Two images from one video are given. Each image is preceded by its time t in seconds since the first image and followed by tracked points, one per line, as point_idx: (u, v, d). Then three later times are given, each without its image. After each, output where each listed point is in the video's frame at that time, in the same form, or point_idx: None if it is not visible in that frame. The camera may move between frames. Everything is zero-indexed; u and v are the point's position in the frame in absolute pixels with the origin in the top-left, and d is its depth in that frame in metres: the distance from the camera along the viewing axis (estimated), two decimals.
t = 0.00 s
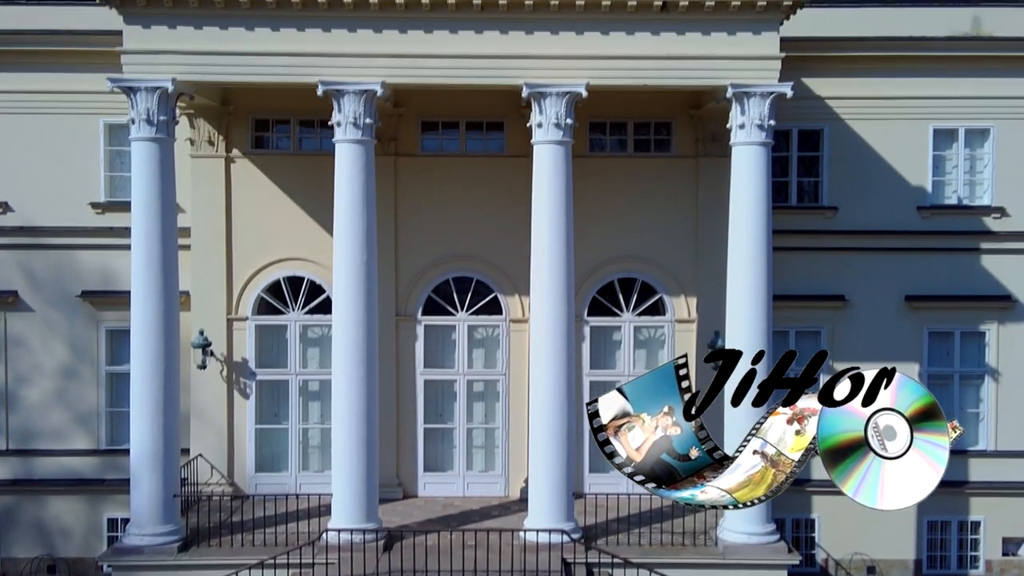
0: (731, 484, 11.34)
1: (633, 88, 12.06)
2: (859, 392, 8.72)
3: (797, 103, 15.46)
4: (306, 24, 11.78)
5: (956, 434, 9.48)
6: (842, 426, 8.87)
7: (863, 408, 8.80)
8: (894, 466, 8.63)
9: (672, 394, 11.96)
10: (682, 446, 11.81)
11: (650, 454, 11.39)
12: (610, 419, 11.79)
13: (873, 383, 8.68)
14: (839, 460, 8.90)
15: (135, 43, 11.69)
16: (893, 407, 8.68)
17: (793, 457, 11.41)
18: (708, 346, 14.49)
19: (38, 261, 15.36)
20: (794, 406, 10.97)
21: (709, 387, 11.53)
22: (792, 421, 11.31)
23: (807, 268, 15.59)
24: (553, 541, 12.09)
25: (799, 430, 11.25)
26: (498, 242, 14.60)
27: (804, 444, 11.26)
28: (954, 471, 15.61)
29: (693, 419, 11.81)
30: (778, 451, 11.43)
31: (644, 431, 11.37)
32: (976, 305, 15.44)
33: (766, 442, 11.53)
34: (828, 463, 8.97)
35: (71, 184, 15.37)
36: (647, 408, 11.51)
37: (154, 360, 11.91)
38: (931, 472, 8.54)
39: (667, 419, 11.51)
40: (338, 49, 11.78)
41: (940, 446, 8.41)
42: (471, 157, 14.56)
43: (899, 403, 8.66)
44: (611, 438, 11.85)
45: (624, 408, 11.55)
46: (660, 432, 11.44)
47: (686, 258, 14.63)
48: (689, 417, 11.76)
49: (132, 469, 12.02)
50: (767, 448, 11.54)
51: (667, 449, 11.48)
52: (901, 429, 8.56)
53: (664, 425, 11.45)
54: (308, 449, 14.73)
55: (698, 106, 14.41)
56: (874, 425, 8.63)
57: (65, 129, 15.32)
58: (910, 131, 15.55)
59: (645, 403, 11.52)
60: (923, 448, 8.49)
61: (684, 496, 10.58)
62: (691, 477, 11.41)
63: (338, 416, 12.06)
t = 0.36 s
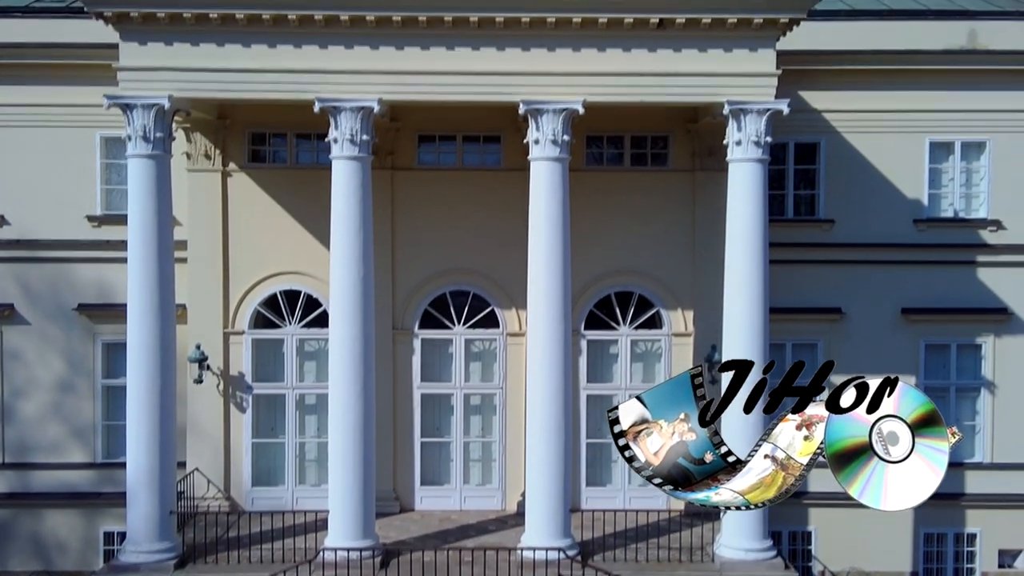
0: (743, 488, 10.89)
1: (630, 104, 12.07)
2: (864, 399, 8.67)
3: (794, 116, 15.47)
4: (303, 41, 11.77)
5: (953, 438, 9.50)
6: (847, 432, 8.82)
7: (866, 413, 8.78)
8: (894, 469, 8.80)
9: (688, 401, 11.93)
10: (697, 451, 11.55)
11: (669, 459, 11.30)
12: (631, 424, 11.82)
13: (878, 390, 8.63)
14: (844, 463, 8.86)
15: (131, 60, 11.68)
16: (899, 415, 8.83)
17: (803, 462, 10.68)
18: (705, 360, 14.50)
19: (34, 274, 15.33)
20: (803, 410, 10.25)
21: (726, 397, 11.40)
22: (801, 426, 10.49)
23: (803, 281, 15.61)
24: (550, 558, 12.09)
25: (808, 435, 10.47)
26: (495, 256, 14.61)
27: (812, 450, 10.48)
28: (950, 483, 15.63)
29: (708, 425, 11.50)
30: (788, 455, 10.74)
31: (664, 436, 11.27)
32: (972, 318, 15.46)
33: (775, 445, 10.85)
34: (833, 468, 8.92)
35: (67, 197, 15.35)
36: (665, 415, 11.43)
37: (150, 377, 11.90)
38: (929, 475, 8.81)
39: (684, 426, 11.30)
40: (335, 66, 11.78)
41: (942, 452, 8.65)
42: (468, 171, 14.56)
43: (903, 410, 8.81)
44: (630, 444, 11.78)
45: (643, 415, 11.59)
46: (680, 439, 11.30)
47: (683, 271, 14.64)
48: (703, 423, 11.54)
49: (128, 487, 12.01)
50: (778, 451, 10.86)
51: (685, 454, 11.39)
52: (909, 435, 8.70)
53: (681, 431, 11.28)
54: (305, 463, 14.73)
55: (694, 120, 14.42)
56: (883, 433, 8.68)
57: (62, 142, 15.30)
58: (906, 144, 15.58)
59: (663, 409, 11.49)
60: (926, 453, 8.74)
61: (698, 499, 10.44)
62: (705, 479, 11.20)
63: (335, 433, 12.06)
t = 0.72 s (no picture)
0: (754, 488, 11.94)
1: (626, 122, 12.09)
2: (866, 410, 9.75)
3: (791, 130, 15.50)
4: (300, 59, 11.77)
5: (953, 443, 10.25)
6: (851, 437, 9.86)
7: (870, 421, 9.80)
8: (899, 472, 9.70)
9: (703, 408, 12.54)
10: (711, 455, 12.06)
11: (683, 462, 11.93)
12: (648, 427, 12.65)
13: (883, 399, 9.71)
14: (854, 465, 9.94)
15: (129, 78, 11.67)
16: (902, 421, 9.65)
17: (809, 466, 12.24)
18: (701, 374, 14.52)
19: (31, 289, 15.32)
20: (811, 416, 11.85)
21: (737, 405, 11.94)
22: (809, 431, 12.01)
23: (800, 295, 15.63)
24: None
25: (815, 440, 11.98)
26: (492, 270, 14.61)
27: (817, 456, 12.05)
28: (947, 497, 15.64)
29: (722, 432, 12.07)
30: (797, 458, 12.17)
31: (678, 440, 11.96)
32: (968, 331, 15.49)
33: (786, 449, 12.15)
34: (839, 469, 10.05)
35: (64, 211, 15.33)
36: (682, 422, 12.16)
37: (147, 395, 11.89)
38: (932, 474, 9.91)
39: (701, 433, 11.96)
40: (332, 84, 11.79)
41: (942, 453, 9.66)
42: (465, 186, 14.56)
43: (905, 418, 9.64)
44: (648, 447, 12.60)
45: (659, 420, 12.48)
46: (695, 444, 11.90)
47: (680, 286, 14.65)
48: (720, 430, 12.08)
49: (125, 505, 12.00)
50: (787, 455, 12.21)
51: (699, 457, 11.93)
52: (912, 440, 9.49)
53: (696, 436, 11.91)
54: (302, 477, 14.71)
55: (691, 135, 14.44)
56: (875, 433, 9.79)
57: (58, 156, 15.29)
58: (902, 158, 15.61)
59: (677, 415, 12.35)
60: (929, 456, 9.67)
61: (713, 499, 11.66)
62: (719, 483, 12.04)
63: (331, 450, 12.04)
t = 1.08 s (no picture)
0: (763, 488, 10.93)
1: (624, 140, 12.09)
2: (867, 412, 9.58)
3: (788, 145, 15.51)
4: (297, 77, 11.77)
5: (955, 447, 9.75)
6: (857, 441, 9.50)
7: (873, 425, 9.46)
8: (901, 477, 9.30)
9: (717, 413, 11.98)
10: (722, 457, 11.53)
11: (698, 466, 11.17)
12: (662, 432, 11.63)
13: (883, 404, 9.37)
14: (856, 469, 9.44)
15: (125, 96, 11.66)
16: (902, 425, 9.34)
17: (817, 469, 11.05)
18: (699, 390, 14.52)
19: (28, 303, 15.30)
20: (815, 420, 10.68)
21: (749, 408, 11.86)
22: (815, 436, 10.82)
23: (797, 309, 15.63)
24: None
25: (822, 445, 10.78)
26: (490, 285, 14.60)
27: (825, 460, 10.83)
28: (944, 510, 15.64)
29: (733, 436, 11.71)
30: (804, 463, 10.97)
31: (693, 445, 11.20)
32: (965, 345, 15.50)
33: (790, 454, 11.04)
34: (845, 474, 9.48)
35: (60, 225, 15.32)
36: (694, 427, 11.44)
37: (144, 414, 11.88)
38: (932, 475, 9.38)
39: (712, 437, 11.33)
40: (329, 102, 11.78)
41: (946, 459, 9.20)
42: (462, 201, 14.55)
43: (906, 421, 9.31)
44: (664, 451, 11.61)
45: (673, 425, 11.55)
46: (708, 449, 11.29)
47: (677, 301, 14.66)
48: (731, 435, 11.69)
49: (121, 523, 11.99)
50: (795, 459, 11.07)
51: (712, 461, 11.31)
52: (912, 444, 9.22)
53: (709, 441, 11.31)
54: (299, 492, 14.69)
55: (688, 150, 14.45)
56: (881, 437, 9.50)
57: (55, 170, 15.28)
58: (899, 172, 15.63)
59: (691, 420, 11.55)
60: (930, 461, 9.33)
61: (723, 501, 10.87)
62: (731, 484, 11.20)
63: (328, 468, 12.04)
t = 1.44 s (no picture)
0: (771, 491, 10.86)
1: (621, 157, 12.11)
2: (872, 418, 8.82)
3: (785, 159, 15.53)
4: (295, 94, 11.77)
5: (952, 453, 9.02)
6: (863, 445, 8.96)
7: (877, 430, 8.93)
8: (902, 477, 8.86)
9: (729, 419, 11.84)
10: (733, 460, 11.38)
11: (709, 468, 11.12)
12: (676, 437, 11.67)
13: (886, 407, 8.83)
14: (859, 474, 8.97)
15: (123, 114, 11.67)
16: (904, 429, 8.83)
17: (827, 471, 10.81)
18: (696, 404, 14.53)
19: (25, 316, 15.30)
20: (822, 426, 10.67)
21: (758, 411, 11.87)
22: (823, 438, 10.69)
23: (794, 322, 15.65)
24: None
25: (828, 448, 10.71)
26: (487, 299, 14.62)
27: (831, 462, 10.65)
28: (940, 523, 15.66)
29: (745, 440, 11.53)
30: (812, 465, 10.81)
31: (706, 448, 11.24)
32: (961, 358, 15.54)
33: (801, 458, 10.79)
34: (850, 476, 8.91)
35: (58, 239, 15.32)
36: (706, 430, 11.48)
37: (141, 431, 11.89)
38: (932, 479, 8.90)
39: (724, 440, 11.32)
40: (327, 119, 11.79)
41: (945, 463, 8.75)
42: (459, 215, 14.56)
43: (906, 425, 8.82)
44: (677, 455, 11.44)
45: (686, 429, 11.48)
46: (720, 452, 11.25)
47: (674, 315, 14.68)
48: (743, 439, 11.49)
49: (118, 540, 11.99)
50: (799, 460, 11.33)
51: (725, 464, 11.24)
52: (912, 448, 8.77)
53: (721, 445, 11.30)
54: (296, 506, 14.71)
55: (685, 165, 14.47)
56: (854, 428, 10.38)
57: (52, 184, 15.27)
58: (895, 185, 15.66)
59: (704, 425, 11.56)
60: (929, 462, 8.86)
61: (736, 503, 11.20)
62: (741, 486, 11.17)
63: (325, 485, 12.04)
